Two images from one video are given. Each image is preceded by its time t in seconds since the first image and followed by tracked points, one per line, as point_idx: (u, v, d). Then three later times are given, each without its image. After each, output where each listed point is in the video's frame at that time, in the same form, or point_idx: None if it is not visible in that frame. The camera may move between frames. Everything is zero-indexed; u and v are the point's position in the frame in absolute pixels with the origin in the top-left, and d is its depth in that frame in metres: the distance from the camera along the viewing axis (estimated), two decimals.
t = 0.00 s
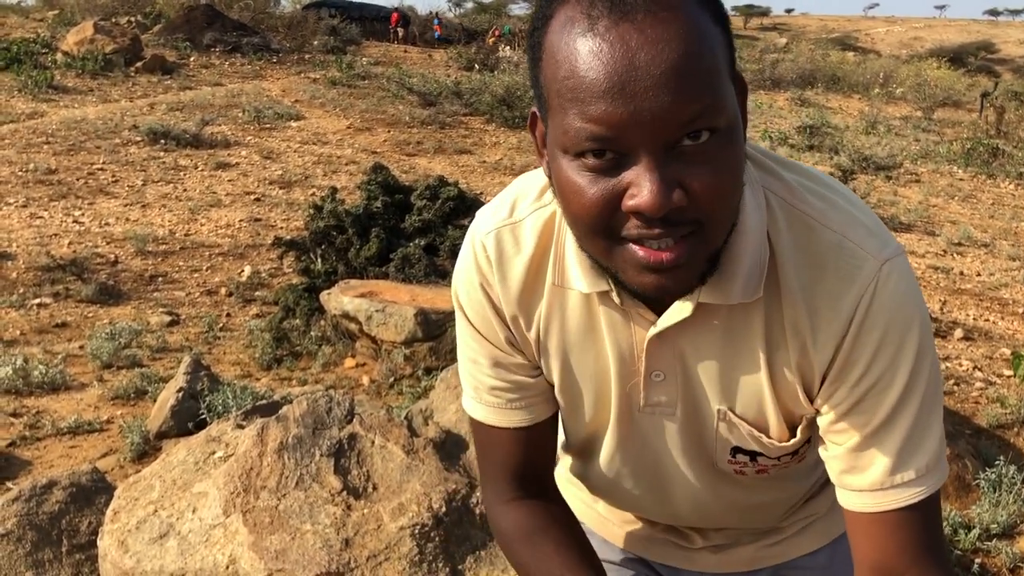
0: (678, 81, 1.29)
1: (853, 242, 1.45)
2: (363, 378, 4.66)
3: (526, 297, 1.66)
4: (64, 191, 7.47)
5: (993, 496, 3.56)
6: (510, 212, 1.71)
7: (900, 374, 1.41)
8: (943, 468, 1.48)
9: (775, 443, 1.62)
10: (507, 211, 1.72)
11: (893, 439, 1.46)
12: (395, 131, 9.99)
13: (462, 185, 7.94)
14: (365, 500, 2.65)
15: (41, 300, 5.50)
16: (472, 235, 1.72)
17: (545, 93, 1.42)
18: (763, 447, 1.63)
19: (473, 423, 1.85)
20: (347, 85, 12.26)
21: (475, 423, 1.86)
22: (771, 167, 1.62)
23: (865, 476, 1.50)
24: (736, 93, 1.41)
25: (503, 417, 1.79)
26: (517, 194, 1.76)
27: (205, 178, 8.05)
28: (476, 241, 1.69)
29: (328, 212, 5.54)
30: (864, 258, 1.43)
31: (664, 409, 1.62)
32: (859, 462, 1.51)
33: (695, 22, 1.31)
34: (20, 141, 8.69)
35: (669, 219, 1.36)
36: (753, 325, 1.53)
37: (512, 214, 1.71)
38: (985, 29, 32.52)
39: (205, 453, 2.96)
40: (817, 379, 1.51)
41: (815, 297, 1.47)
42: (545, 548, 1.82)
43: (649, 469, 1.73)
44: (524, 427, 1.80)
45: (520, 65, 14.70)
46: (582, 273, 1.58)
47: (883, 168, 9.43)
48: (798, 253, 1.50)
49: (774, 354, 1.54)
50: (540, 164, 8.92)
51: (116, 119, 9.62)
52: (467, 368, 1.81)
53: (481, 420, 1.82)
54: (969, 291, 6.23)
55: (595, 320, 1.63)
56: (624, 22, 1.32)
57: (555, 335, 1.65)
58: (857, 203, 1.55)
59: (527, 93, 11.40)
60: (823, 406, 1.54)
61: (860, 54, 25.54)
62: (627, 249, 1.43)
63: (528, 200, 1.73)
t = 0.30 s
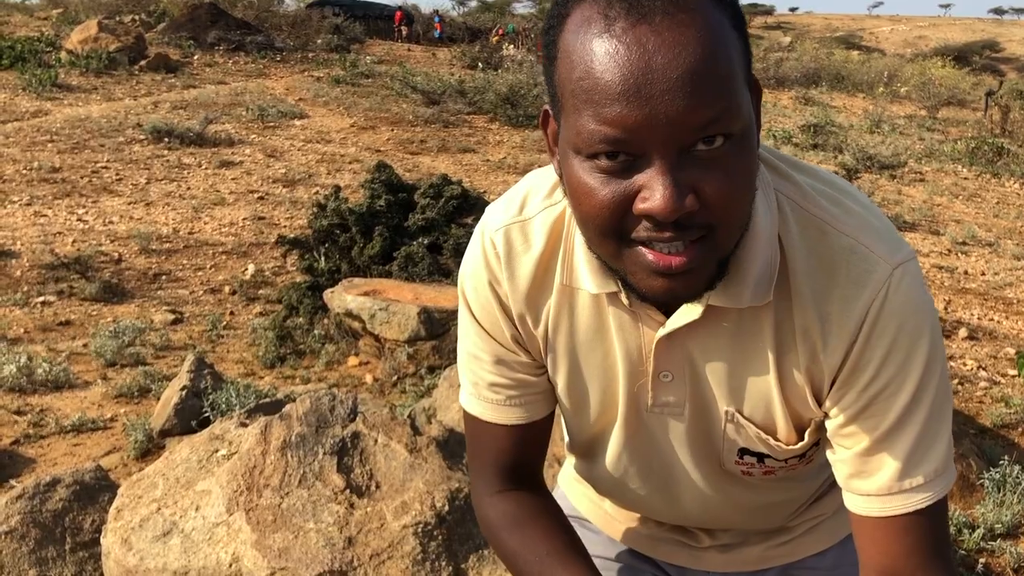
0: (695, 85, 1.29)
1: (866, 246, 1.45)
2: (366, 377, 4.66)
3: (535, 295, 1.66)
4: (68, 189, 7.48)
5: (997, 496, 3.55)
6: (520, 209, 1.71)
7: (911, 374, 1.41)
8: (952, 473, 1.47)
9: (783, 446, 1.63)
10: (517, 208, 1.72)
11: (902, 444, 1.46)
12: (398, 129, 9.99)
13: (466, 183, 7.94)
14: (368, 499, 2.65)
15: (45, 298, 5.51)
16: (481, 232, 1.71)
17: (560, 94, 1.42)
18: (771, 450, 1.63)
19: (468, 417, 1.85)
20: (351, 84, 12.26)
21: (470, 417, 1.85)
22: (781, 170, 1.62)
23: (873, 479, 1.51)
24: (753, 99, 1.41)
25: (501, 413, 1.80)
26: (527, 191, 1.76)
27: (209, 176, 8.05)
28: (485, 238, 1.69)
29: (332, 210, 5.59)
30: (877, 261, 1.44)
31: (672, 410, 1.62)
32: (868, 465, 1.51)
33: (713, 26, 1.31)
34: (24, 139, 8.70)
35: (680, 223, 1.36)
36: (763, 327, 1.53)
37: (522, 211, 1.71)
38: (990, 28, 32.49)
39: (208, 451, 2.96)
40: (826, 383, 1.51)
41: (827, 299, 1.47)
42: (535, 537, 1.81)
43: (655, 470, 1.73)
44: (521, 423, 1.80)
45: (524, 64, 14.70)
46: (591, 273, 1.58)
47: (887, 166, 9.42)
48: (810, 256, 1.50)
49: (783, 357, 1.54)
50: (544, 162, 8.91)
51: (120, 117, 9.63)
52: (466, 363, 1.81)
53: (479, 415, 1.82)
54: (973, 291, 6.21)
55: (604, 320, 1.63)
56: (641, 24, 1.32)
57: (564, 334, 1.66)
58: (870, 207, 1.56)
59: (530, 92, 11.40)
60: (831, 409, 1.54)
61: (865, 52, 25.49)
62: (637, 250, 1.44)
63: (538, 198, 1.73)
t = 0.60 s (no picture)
0: (742, 134, 1.26)
1: (877, 242, 1.45)
2: (368, 373, 4.66)
3: (538, 286, 1.66)
4: (70, 185, 7.49)
5: (1000, 494, 3.54)
6: (525, 198, 1.69)
7: (915, 372, 1.41)
8: (955, 469, 1.48)
9: (783, 446, 1.63)
10: (522, 197, 1.70)
11: (905, 440, 1.46)
12: (401, 126, 9.99)
13: (468, 180, 7.93)
14: (369, 494, 2.65)
15: (47, 294, 5.51)
16: (485, 221, 1.70)
17: (600, 96, 1.37)
18: (773, 449, 1.63)
19: (471, 405, 1.85)
20: (354, 81, 12.26)
21: (473, 404, 1.85)
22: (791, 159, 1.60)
23: (877, 476, 1.51)
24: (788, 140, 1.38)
25: (504, 401, 1.79)
26: (531, 179, 1.74)
27: (211, 172, 8.05)
28: (489, 227, 1.68)
29: (333, 206, 5.58)
30: (887, 258, 1.43)
31: (673, 406, 1.63)
32: (871, 462, 1.51)
33: (773, 76, 1.27)
34: (27, 136, 8.70)
35: (688, 256, 1.36)
36: (768, 323, 1.53)
37: (526, 200, 1.69)
38: (994, 26, 32.44)
39: (209, 446, 2.95)
40: (831, 378, 1.51)
41: (833, 295, 1.47)
42: (523, 525, 1.82)
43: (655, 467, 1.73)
44: (524, 412, 1.81)
45: (526, 61, 14.69)
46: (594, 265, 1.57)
47: (890, 165, 9.40)
48: (817, 249, 1.49)
49: (787, 355, 1.54)
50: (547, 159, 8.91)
51: (122, 114, 9.63)
52: (469, 352, 1.81)
53: (482, 402, 1.81)
54: (976, 289, 6.21)
55: (609, 312, 1.63)
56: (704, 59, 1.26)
57: (567, 327, 1.66)
58: (878, 201, 1.55)
59: (533, 89, 11.39)
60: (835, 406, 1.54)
61: (868, 50, 25.43)
62: (633, 268, 1.44)
63: (543, 187, 1.71)
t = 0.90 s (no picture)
0: (765, 191, 1.25)
1: (891, 245, 1.47)
2: (369, 370, 4.65)
3: (544, 299, 1.65)
4: (71, 181, 7.49)
5: (1000, 493, 3.54)
6: (531, 209, 1.68)
7: (929, 378, 1.44)
8: (963, 472, 1.50)
9: (804, 456, 1.65)
10: (528, 207, 1.68)
11: (917, 442, 1.48)
12: (402, 123, 9.98)
13: (469, 177, 7.93)
14: (369, 490, 2.65)
15: (48, 289, 5.51)
16: (490, 231, 1.69)
17: (620, 146, 1.36)
18: (791, 461, 1.66)
19: (477, 412, 1.84)
20: (355, 77, 12.25)
21: (479, 410, 1.85)
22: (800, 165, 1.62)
23: (887, 475, 1.53)
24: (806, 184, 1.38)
25: (509, 411, 1.79)
26: (538, 189, 1.72)
27: (212, 168, 8.05)
28: (495, 238, 1.67)
29: (334, 202, 5.57)
30: (901, 261, 1.46)
31: (685, 422, 1.63)
32: (882, 462, 1.53)
33: (798, 131, 1.26)
34: (28, 131, 8.69)
35: (708, 300, 1.37)
36: (783, 332, 1.55)
37: (533, 211, 1.67)
38: (996, 24, 32.42)
39: (209, 443, 2.95)
40: (846, 383, 1.53)
41: (848, 300, 1.49)
42: (525, 532, 1.82)
43: (663, 479, 1.73)
44: (529, 422, 1.80)
45: (528, 58, 14.67)
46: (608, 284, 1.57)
47: (891, 163, 9.40)
48: (832, 254, 1.51)
49: (803, 364, 1.56)
50: (548, 157, 8.90)
51: (123, 110, 9.62)
52: (475, 361, 1.81)
53: (488, 411, 1.81)
54: (977, 287, 6.20)
55: (621, 328, 1.63)
56: (729, 119, 1.25)
57: (577, 342, 1.66)
58: (888, 205, 1.57)
59: (534, 86, 11.38)
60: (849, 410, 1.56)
61: (871, 49, 25.40)
62: (654, 307, 1.45)
63: (551, 197, 1.69)
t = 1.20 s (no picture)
0: (777, 212, 1.26)
1: (897, 242, 1.49)
2: (368, 366, 4.66)
3: (552, 301, 1.64)
4: (72, 177, 7.49)
5: (997, 491, 3.55)
6: (535, 210, 1.66)
7: (934, 375, 1.45)
8: (963, 468, 1.51)
9: (810, 455, 1.66)
10: (532, 208, 1.67)
11: (919, 437, 1.49)
12: (402, 120, 9.99)
13: (469, 175, 7.93)
14: (368, 486, 2.66)
15: (48, 285, 5.51)
16: (494, 231, 1.66)
17: (635, 158, 1.36)
18: (797, 460, 1.67)
19: (474, 423, 1.76)
20: (356, 74, 12.26)
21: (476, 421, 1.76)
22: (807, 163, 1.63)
23: (889, 469, 1.53)
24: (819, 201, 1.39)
25: (513, 418, 1.71)
26: (541, 190, 1.71)
27: (212, 165, 8.06)
28: (499, 239, 1.64)
29: (334, 199, 5.55)
30: (908, 257, 1.47)
31: (692, 422, 1.65)
32: (885, 456, 1.54)
33: (813, 154, 1.27)
34: (28, 127, 8.70)
35: (715, 311, 1.38)
36: (792, 331, 1.56)
37: (538, 212, 1.66)
38: (996, 23, 32.43)
39: (208, 438, 2.96)
40: (852, 379, 1.54)
41: (855, 298, 1.50)
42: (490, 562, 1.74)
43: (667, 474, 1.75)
44: (531, 431, 1.72)
45: (529, 55, 14.68)
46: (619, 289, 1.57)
47: (891, 162, 9.41)
48: (840, 251, 1.52)
49: (811, 363, 1.57)
50: (549, 154, 8.90)
51: (124, 106, 9.63)
52: (477, 363, 1.74)
53: (489, 421, 1.72)
54: (976, 287, 6.21)
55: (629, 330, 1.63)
56: (746, 140, 1.25)
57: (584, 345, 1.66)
58: (895, 204, 1.58)
59: (535, 84, 11.38)
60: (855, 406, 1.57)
61: (872, 49, 25.40)
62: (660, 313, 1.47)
63: (555, 199, 1.68)
